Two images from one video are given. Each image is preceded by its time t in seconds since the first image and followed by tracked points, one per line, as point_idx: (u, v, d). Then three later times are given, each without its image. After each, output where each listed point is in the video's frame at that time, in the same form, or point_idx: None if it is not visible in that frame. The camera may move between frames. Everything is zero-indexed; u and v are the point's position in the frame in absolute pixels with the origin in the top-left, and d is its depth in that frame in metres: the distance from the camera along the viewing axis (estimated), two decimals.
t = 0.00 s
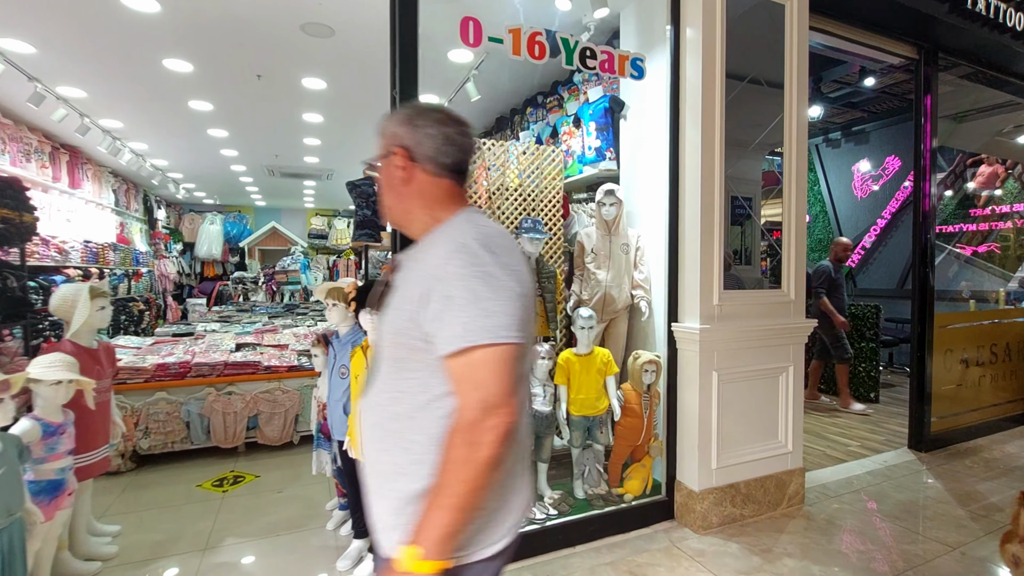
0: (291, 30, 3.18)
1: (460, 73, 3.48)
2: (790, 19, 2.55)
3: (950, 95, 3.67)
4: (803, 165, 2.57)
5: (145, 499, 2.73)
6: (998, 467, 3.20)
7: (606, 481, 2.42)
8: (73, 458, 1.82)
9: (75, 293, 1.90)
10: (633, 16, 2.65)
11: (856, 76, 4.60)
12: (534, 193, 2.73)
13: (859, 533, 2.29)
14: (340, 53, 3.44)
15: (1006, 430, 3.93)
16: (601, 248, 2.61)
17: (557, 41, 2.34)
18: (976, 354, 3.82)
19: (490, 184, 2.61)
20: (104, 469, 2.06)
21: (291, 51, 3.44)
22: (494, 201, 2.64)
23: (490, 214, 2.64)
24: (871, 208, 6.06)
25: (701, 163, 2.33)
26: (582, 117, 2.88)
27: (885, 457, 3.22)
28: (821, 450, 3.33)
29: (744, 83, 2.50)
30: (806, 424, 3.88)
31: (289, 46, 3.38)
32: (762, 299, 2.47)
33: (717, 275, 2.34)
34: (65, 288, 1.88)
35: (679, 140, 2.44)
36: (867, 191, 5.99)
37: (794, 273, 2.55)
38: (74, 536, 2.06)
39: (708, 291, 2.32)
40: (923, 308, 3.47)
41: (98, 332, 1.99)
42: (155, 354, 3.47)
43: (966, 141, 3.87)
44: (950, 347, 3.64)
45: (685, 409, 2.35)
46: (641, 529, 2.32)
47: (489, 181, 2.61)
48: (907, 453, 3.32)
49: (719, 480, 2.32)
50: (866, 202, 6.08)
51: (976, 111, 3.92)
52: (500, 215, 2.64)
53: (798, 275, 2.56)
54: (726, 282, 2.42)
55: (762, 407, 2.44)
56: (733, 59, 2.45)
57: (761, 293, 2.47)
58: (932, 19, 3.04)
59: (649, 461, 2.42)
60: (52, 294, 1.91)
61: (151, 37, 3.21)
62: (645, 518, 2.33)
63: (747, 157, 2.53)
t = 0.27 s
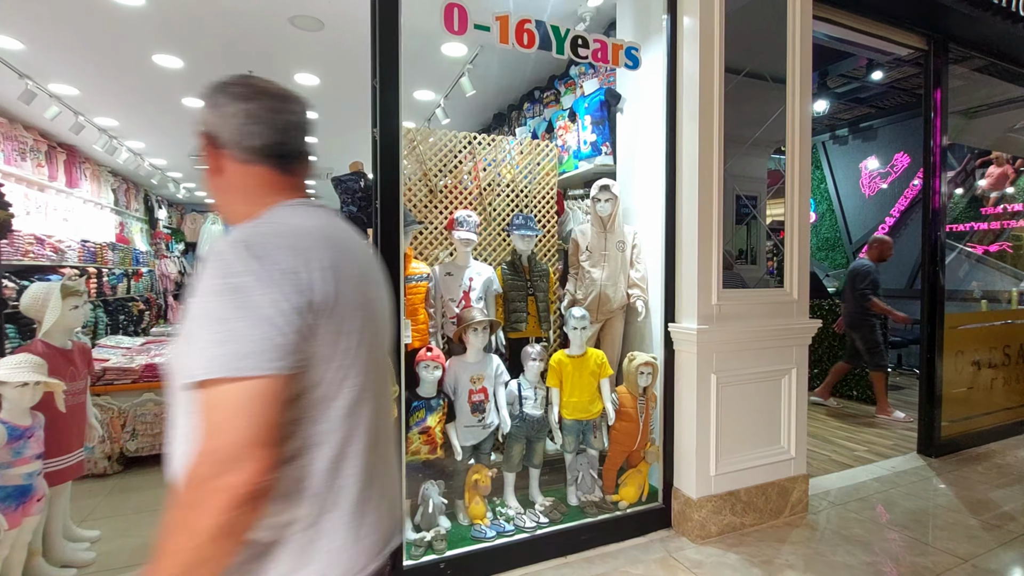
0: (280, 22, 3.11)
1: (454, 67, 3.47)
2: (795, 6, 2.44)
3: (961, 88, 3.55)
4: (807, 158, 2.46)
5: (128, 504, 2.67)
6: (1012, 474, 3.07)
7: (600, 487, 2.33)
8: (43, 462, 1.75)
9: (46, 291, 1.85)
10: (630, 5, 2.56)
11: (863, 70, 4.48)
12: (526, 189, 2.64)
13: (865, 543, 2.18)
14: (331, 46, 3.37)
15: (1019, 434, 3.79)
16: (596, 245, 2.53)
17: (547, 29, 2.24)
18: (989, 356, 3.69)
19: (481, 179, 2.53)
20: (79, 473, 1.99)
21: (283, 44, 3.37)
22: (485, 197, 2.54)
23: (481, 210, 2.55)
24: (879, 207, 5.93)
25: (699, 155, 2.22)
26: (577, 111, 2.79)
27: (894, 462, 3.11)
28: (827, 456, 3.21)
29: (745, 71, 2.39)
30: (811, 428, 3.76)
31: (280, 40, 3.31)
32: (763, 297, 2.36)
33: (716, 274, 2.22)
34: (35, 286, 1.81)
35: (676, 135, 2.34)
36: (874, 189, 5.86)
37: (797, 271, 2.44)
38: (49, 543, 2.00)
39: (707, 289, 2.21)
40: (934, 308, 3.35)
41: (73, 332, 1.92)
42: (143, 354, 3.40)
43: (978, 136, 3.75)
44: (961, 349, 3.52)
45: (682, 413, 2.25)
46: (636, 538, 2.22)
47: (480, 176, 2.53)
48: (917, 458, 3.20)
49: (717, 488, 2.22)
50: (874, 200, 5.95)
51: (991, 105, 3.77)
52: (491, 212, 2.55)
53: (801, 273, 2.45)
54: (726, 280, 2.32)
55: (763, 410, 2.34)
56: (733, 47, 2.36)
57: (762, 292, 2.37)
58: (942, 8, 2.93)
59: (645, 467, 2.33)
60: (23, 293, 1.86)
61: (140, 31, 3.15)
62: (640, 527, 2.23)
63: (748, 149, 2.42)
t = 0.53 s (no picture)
0: (281, 14, 3.06)
1: (459, 60, 3.42)
2: None
3: (985, 77, 3.41)
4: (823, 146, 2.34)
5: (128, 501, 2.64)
6: None
7: (605, 487, 2.26)
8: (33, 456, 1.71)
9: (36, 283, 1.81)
10: None
11: (881, 61, 4.34)
12: (529, 181, 2.57)
13: (883, 550, 2.07)
14: (333, 39, 3.33)
15: None
16: (601, 238, 2.45)
17: (548, 13, 2.15)
18: (1013, 354, 3.55)
19: (483, 170, 2.46)
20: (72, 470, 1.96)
21: (286, 36, 3.31)
22: (486, 189, 2.48)
23: (483, 203, 2.48)
24: (897, 203, 5.76)
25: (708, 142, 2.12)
26: (583, 101, 2.73)
27: (913, 465, 2.98)
28: (843, 458, 3.10)
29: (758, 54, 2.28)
30: (826, 429, 3.65)
31: (281, 33, 3.27)
32: (776, 291, 2.25)
33: (725, 266, 2.12)
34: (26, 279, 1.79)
35: (683, 119, 2.23)
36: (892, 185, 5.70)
37: (811, 265, 2.33)
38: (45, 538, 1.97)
39: (716, 283, 2.12)
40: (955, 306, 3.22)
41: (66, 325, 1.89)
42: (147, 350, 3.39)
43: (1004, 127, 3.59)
44: (984, 348, 3.38)
45: (690, 412, 2.17)
46: (642, 541, 2.14)
47: (481, 166, 2.46)
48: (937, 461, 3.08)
49: (727, 490, 2.13)
50: (892, 195, 5.78)
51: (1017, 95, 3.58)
52: (493, 204, 2.48)
53: (816, 266, 2.34)
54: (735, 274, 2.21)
55: (774, 409, 2.25)
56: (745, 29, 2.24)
57: (774, 286, 2.26)
58: None
59: (652, 467, 2.25)
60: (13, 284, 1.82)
61: (143, 27, 3.12)
62: (646, 529, 2.15)
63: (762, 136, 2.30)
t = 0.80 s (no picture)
0: (289, 10, 3.03)
1: (469, 54, 3.34)
2: None
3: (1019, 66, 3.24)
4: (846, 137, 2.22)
5: (136, 499, 2.64)
6: None
7: (617, 493, 2.18)
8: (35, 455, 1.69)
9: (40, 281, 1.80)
10: None
11: (906, 51, 4.18)
12: (539, 176, 2.49)
13: (910, 562, 1.97)
14: (341, 34, 3.29)
15: None
16: (613, 235, 2.37)
17: None
18: None
19: (491, 164, 2.39)
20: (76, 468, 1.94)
21: (294, 33, 3.29)
22: (495, 184, 2.41)
23: (491, 198, 2.41)
24: (922, 199, 5.57)
25: (724, 133, 2.02)
26: (594, 94, 2.65)
27: (941, 472, 2.85)
28: (866, 464, 2.97)
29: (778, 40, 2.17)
30: (849, 433, 3.51)
31: (290, 30, 3.24)
32: (796, 290, 2.15)
33: (744, 264, 2.02)
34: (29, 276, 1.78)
35: (698, 112, 2.13)
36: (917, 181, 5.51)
37: (834, 261, 2.21)
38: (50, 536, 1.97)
39: (733, 281, 2.02)
40: (986, 306, 3.07)
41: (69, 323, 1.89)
42: (158, 348, 3.39)
43: None
44: (1017, 351, 3.22)
45: (705, 415, 2.08)
46: (654, 548, 2.06)
47: (490, 161, 2.39)
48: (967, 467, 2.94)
49: (744, 497, 2.04)
50: (917, 191, 5.59)
51: None
52: (501, 199, 2.41)
53: (839, 263, 2.22)
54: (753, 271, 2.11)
55: (794, 413, 2.15)
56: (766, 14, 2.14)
57: (795, 284, 2.16)
58: None
59: (666, 472, 2.16)
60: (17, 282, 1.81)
61: (153, 26, 3.12)
62: (660, 536, 2.07)
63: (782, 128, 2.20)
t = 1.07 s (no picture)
0: (303, 8, 3.00)
1: (485, 50, 3.28)
2: None
3: None
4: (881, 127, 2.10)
5: (152, 499, 2.64)
6: None
7: (636, 501, 2.10)
8: (45, 456, 1.68)
9: (52, 280, 1.80)
10: None
11: (942, 40, 3.98)
12: (556, 173, 2.41)
13: None
14: (356, 32, 3.25)
15: None
16: (632, 233, 2.29)
17: None
18: None
19: (506, 161, 2.33)
20: (88, 470, 1.93)
21: (310, 31, 3.27)
22: (509, 181, 2.34)
23: (505, 196, 2.35)
24: (957, 196, 5.34)
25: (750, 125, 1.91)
26: (613, 88, 2.56)
27: (982, 483, 2.69)
28: (899, 473, 2.83)
29: (809, 26, 2.05)
30: (880, 440, 3.36)
31: (305, 28, 3.22)
32: (827, 290, 2.04)
33: (771, 262, 1.91)
34: (42, 276, 1.77)
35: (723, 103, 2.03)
36: (952, 176, 5.27)
37: (868, 260, 2.09)
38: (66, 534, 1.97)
39: (760, 281, 1.91)
40: None
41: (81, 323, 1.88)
42: (176, 347, 3.40)
43: None
44: None
45: (730, 423, 1.98)
46: (675, 560, 1.97)
47: (505, 157, 2.33)
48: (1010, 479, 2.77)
49: (771, 509, 1.94)
50: (952, 188, 5.35)
51: None
52: (516, 197, 2.34)
53: (874, 262, 2.09)
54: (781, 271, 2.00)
55: (824, 421, 2.03)
56: None
57: (825, 284, 2.04)
58: None
59: (687, 481, 2.07)
60: (30, 282, 1.80)
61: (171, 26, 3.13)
62: (681, 549, 1.98)
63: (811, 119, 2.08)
